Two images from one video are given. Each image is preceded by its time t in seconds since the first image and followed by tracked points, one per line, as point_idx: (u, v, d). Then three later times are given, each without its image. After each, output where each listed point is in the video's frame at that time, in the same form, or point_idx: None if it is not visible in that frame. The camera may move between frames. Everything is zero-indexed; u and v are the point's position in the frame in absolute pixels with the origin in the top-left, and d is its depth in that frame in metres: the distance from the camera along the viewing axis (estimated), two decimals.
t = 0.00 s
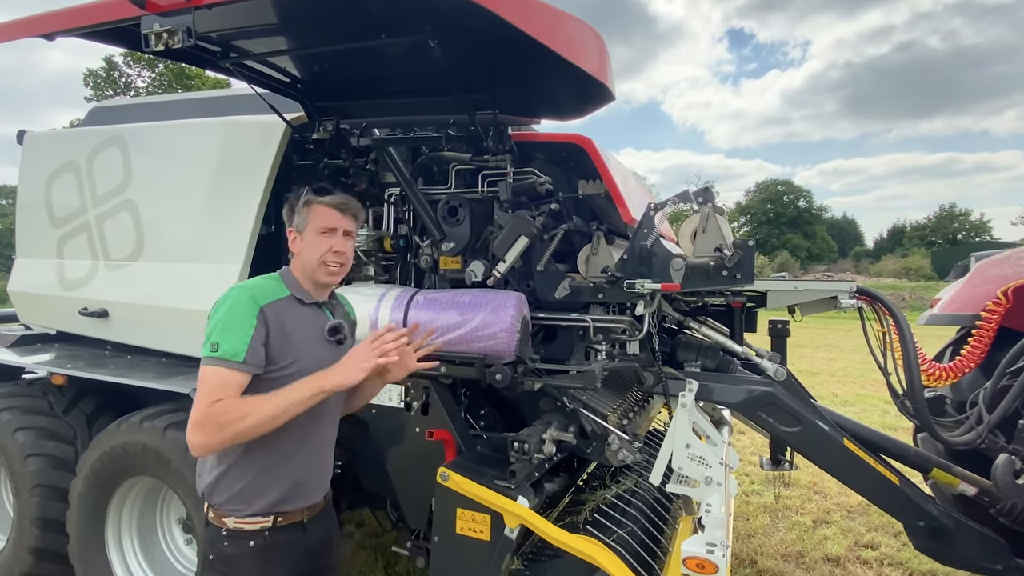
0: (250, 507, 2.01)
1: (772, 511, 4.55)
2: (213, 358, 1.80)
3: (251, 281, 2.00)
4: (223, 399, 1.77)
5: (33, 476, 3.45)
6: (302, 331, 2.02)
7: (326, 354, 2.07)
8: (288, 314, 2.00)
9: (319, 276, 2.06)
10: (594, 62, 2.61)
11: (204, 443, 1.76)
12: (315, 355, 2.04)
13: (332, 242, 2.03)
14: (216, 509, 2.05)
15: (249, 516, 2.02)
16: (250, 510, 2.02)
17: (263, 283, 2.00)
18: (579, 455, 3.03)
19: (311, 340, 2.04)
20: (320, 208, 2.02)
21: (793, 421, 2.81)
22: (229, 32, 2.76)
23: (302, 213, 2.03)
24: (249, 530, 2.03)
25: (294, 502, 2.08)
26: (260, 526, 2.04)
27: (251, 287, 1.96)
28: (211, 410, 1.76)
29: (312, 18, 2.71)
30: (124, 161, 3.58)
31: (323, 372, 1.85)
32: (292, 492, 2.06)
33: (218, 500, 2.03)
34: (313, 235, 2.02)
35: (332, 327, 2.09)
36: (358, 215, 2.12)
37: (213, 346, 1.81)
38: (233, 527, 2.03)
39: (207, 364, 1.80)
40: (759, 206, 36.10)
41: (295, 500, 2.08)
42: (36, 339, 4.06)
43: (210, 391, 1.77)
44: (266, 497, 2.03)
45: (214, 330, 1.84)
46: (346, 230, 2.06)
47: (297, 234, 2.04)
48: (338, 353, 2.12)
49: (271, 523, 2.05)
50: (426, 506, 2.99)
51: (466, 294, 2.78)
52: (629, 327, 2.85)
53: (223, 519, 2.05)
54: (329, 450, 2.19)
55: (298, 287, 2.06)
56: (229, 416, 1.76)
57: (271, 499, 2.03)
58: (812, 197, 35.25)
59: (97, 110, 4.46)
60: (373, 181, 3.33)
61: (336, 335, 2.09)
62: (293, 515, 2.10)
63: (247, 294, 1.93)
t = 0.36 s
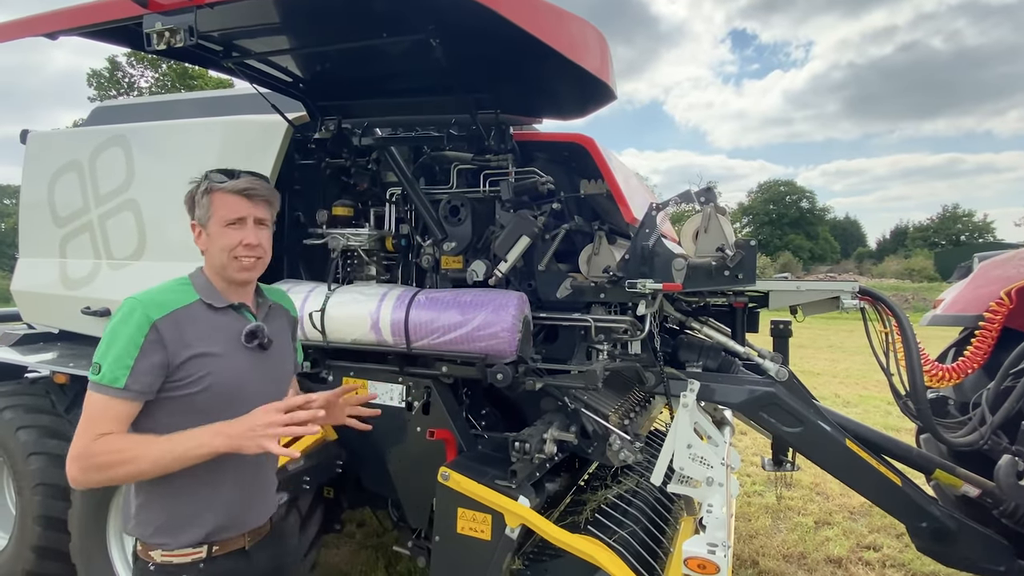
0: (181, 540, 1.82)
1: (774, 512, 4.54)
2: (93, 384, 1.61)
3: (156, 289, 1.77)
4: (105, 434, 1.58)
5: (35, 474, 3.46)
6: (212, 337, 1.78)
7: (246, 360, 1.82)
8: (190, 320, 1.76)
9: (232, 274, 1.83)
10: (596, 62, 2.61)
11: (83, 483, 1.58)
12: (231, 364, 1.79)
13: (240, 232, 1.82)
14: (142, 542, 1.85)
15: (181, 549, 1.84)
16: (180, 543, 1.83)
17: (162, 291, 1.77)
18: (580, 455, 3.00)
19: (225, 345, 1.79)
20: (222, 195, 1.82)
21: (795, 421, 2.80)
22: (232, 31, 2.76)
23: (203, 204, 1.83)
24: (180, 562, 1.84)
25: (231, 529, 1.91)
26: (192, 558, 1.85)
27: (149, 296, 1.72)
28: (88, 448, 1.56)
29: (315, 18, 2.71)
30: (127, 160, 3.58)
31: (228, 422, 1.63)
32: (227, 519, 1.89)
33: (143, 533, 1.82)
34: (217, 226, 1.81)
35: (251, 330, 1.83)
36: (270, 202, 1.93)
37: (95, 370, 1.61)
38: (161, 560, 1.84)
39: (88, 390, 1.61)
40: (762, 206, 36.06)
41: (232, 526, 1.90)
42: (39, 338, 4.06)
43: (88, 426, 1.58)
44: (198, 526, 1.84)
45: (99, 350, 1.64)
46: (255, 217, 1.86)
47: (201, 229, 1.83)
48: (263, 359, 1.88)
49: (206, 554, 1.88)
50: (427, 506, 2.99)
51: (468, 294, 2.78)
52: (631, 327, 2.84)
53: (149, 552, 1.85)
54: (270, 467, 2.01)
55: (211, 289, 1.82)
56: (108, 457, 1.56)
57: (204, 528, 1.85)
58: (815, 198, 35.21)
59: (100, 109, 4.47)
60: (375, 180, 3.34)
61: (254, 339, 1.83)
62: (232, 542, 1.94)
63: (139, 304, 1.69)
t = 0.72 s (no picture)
0: (173, 558, 1.80)
1: (776, 514, 4.54)
2: (59, 409, 1.55)
3: (126, 302, 1.70)
4: (76, 463, 1.53)
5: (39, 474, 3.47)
6: (192, 352, 1.74)
7: (228, 373, 1.81)
8: (168, 336, 1.71)
9: (217, 286, 1.84)
10: (597, 64, 2.61)
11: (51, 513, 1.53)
12: (214, 378, 1.76)
13: (251, 244, 1.85)
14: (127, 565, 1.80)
15: (173, 566, 1.81)
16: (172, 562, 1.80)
17: (131, 303, 1.71)
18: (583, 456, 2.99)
19: (206, 359, 1.76)
20: (230, 208, 1.80)
21: (797, 423, 2.80)
22: (235, 34, 2.77)
23: (207, 213, 1.77)
24: None
25: (224, 541, 1.91)
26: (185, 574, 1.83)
27: (120, 312, 1.65)
28: (58, 479, 1.51)
29: (317, 20, 2.71)
30: (130, 162, 3.60)
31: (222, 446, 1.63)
32: (217, 532, 1.88)
33: (129, 556, 1.77)
34: (229, 238, 1.80)
35: (234, 339, 1.82)
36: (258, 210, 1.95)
37: (61, 392, 1.55)
38: None
39: (55, 414, 1.55)
40: (764, 207, 36.01)
41: (222, 539, 1.90)
42: (42, 339, 4.08)
43: (57, 455, 1.52)
44: (190, 542, 1.82)
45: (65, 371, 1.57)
46: (257, 229, 1.89)
47: (204, 238, 1.77)
48: (243, 370, 1.86)
49: (198, 567, 1.87)
50: (428, 507, 2.99)
51: (469, 295, 2.78)
52: (633, 328, 2.84)
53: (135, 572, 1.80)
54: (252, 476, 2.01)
55: (184, 299, 1.79)
56: (82, 488, 1.51)
57: (196, 543, 1.83)
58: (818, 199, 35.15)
59: (104, 111, 4.48)
60: (378, 181, 3.35)
61: (237, 349, 1.83)
62: (222, 554, 1.93)
63: (108, 323, 1.62)
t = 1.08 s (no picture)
0: (197, 560, 1.79)
1: (777, 514, 4.54)
2: (98, 415, 1.51)
3: (141, 302, 1.67)
4: (118, 469, 1.50)
5: (41, 475, 3.48)
6: (212, 351, 1.76)
7: (242, 370, 1.84)
8: (192, 335, 1.71)
9: (224, 283, 1.85)
10: (598, 65, 2.62)
11: (96, 522, 1.49)
12: (233, 374, 1.80)
13: (257, 244, 1.88)
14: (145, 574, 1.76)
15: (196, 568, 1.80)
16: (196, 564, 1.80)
17: (149, 304, 1.68)
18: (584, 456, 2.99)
19: (224, 357, 1.79)
20: (244, 206, 1.83)
21: (799, 423, 2.79)
22: (236, 35, 2.78)
23: (227, 211, 1.78)
24: None
25: (239, 538, 1.93)
26: None
27: (144, 312, 1.63)
28: (103, 486, 1.48)
29: (318, 21, 2.72)
30: (132, 162, 3.61)
31: (265, 430, 1.63)
32: (231, 531, 1.89)
33: (151, 564, 1.74)
34: (243, 238, 1.82)
35: (244, 335, 1.87)
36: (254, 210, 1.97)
37: (97, 398, 1.51)
38: None
39: (91, 422, 1.51)
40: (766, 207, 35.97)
41: (235, 537, 1.91)
42: (45, 339, 4.09)
43: (98, 463, 1.49)
44: (211, 543, 1.82)
45: (100, 377, 1.53)
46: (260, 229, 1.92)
47: (222, 237, 1.77)
48: (252, 366, 1.90)
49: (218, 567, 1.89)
50: (430, 507, 3.00)
51: (470, 296, 2.79)
52: (634, 328, 2.84)
53: None
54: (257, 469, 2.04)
55: (191, 298, 1.77)
56: (128, 492, 1.49)
57: (215, 543, 1.84)
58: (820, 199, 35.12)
59: (106, 111, 4.50)
60: (379, 182, 3.36)
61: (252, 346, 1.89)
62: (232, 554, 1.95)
63: (137, 326, 1.60)
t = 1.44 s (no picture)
0: (221, 552, 1.84)
1: (778, 511, 4.54)
2: (170, 405, 1.55)
3: (161, 295, 1.68)
4: (210, 443, 1.53)
5: (42, 473, 3.48)
6: (236, 343, 1.82)
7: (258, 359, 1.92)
8: (219, 329, 1.77)
9: (232, 279, 1.86)
10: (598, 62, 2.61)
11: (220, 494, 1.53)
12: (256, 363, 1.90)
13: (262, 239, 1.89)
14: (171, 569, 1.78)
15: (219, 561, 1.84)
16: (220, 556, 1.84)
17: (174, 297, 1.70)
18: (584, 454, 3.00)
19: (245, 349, 1.86)
20: (249, 201, 1.84)
21: (798, 421, 2.80)
22: (235, 33, 2.78)
23: (234, 206, 1.78)
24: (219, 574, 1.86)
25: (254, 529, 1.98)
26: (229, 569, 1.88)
27: (174, 303, 1.65)
28: (206, 457, 1.50)
29: (317, 19, 2.72)
30: (131, 161, 3.60)
31: (310, 359, 1.66)
32: (249, 523, 1.94)
33: (181, 557, 1.78)
34: (249, 233, 1.83)
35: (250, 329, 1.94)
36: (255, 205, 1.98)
37: (167, 388, 1.54)
38: None
39: (166, 412, 1.54)
40: (767, 205, 35.94)
41: (252, 528, 1.96)
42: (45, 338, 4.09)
43: (193, 441, 1.52)
44: (233, 535, 1.88)
45: (160, 371, 1.56)
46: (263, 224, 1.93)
47: (229, 232, 1.78)
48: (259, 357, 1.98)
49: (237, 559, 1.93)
50: (431, 504, 3.00)
51: (469, 294, 2.79)
52: (634, 326, 2.84)
53: None
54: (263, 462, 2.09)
55: (204, 294, 1.79)
56: (233, 458, 1.51)
57: (235, 536, 1.89)
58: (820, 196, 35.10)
59: (105, 110, 4.49)
60: (378, 180, 3.36)
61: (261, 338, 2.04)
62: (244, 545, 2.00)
63: (177, 318, 1.63)
